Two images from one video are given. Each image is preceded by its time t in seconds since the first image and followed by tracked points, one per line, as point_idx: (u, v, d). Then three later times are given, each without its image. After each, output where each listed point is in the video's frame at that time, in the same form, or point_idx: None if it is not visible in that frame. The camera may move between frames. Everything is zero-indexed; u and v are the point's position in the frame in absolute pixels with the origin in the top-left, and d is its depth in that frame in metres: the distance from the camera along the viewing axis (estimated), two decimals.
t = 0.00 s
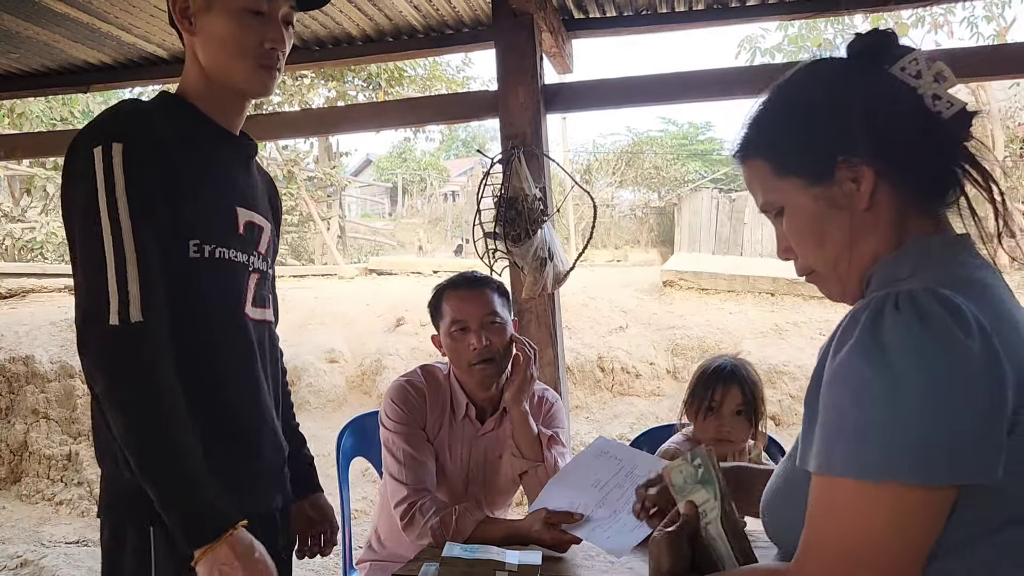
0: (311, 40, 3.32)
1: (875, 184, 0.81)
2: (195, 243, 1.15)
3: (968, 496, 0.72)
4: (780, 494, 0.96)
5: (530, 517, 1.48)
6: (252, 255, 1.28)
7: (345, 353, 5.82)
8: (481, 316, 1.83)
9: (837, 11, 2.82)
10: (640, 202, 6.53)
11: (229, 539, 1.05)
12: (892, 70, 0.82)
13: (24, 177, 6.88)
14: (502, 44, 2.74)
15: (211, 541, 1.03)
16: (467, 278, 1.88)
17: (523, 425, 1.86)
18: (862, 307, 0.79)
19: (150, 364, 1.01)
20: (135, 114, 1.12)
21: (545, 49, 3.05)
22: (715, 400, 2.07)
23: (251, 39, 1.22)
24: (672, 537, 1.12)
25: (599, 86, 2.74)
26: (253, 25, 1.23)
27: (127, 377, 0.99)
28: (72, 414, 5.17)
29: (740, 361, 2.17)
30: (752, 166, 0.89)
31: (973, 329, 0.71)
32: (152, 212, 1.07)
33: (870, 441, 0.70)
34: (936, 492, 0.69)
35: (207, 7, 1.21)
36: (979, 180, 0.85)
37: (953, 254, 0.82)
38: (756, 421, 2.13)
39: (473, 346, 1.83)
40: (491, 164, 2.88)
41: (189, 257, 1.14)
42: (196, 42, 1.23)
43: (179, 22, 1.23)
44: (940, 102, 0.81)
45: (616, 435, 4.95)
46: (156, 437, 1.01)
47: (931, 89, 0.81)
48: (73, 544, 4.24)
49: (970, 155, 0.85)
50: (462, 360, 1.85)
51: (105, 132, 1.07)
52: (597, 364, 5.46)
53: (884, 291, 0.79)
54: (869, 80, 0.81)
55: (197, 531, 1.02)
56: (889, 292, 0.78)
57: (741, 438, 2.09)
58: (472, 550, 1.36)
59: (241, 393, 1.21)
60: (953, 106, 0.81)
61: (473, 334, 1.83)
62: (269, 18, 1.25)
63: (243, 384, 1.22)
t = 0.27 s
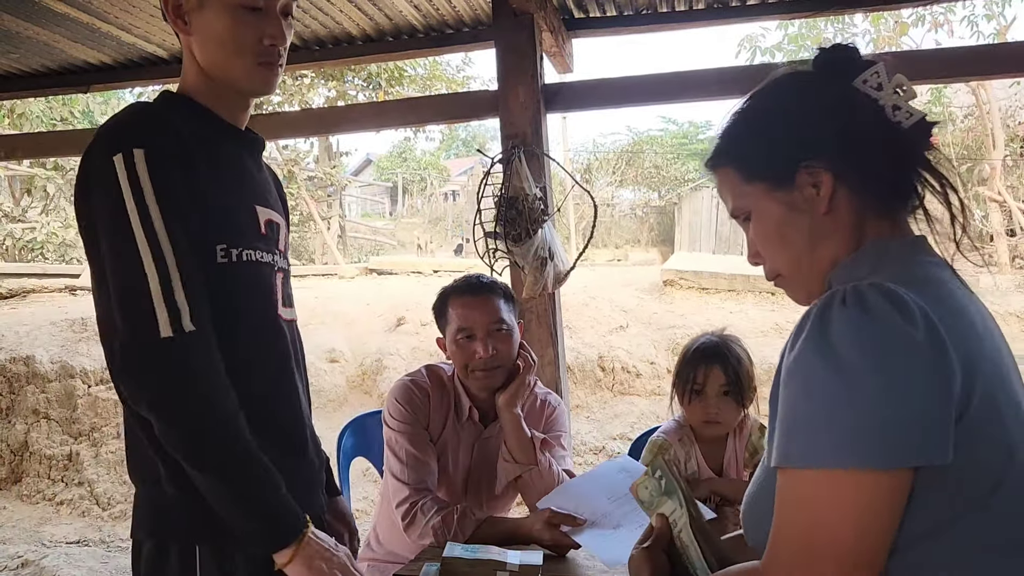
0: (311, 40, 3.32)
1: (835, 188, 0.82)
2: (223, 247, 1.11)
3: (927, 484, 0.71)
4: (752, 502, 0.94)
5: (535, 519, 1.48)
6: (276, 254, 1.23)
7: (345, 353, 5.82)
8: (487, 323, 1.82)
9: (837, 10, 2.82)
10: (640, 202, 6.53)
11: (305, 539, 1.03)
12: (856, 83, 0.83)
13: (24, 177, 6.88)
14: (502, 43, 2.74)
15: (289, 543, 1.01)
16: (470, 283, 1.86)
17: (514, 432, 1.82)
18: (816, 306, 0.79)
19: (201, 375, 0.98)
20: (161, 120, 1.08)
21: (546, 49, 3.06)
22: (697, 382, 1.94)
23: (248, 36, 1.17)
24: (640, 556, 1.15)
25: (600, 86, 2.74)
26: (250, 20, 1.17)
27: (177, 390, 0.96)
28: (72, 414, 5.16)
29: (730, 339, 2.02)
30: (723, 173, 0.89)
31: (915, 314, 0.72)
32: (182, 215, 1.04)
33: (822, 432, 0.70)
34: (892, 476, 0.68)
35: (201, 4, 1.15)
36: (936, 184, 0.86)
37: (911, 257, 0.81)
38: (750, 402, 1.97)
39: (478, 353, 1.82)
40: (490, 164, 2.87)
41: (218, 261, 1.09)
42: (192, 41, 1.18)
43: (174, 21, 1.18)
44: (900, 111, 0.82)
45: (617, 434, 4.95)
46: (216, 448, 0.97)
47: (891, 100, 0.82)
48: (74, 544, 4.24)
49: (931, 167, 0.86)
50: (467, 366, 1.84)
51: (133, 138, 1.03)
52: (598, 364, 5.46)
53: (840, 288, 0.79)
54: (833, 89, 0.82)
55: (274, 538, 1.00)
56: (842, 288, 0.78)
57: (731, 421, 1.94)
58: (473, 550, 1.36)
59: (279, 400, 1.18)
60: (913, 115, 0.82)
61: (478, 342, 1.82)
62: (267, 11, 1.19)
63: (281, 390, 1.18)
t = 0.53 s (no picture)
0: (308, 38, 3.32)
1: (793, 192, 0.81)
2: (233, 247, 1.10)
3: (864, 476, 0.72)
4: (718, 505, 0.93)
5: (532, 518, 1.48)
6: (284, 254, 1.22)
7: (343, 352, 5.81)
8: (500, 330, 1.78)
9: (834, 8, 2.82)
10: (638, 200, 6.53)
11: (314, 551, 1.03)
12: (822, 93, 0.83)
13: (21, 176, 6.86)
14: (499, 41, 2.74)
15: (298, 553, 1.01)
16: (487, 284, 1.82)
17: (517, 435, 1.81)
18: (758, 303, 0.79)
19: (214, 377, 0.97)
20: (174, 118, 1.07)
21: (543, 47, 3.05)
22: (662, 365, 1.84)
23: (258, 34, 1.13)
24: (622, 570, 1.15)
25: (598, 84, 2.74)
26: (264, 18, 1.13)
27: (192, 392, 0.95)
28: (70, 413, 5.15)
29: (701, 318, 1.91)
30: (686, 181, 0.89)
31: (846, 308, 0.72)
32: (194, 215, 1.03)
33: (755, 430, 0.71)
34: (822, 468, 0.69)
35: None
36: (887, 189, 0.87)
37: (861, 255, 0.80)
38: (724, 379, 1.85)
39: (490, 359, 1.80)
40: (488, 162, 2.87)
41: (227, 261, 1.08)
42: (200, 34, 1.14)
43: (182, 11, 1.14)
44: (860, 122, 0.83)
45: (616, 432, 4.96)
46: (228, 452, 0.97)
47: (853, 109, 0.83)
48: (72, 543, 4.24)
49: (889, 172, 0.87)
50: (478, 370, 1.83)
51: (149, 133, 1.03)
52: (596, 362, 5.46)
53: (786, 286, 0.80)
54: (794, 97, 0.83)
55: (282, 545, 0.99)
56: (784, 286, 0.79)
57: (703, 402, 1.83)
58: (471, 548, 1.35)
59: (286, 401, 1.17)
60: (872, 125, 0.83)
61: (490, 348, 1.79)
62: (282, 9, 1.15)
63: (288, 393, 1.17)
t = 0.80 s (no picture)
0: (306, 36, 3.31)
1: (760, 199, 0.87)
2: (234, 246, 1.09)
3: (836, 462, 0.77)
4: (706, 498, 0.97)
5: (524, 515, 1.48)
6: (285, 254, 1.21)
7: (341, 350, 5.80)
8: (505, 332, 1.78)
9: (832, 5, 2.82)
10: (636, 198, 6.52)
11: (312, 552, 1.04)
12: (785, 101, 0.90)
13: (17, 174, 6.84)
14: (497, 39, 2.73)
15: (297, 554, 1.01)
16: (494, 284, 1.81)
17: (518, 433, 1.81)
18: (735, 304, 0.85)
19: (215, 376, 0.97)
20: (174, 117, 1.06)
21: (540, 45, 3.05)
22: (641, 356, 1.86)
23: (268, 38, 1.13)
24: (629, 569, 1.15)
25: (595, 82, 2.73)
26: (273, 23, 1.13)
27: (193, 392, 0.95)
28: (66, 412, 5.14)
29: (681, 311, 1.93)
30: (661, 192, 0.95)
31: (810, 306, 0.78)
32: (195, 214, 1.02)
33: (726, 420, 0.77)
34: (789, 456, 0.75)
35: None
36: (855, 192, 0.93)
37: (831, 256, 0.86)
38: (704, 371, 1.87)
39: (493, 360, 1.80)
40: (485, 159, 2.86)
41: (227, 261, 1.08)
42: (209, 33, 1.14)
43: (192, 9, 1.14)
44: (823, 126, 0.90)
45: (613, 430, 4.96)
46: (228, 453, 0.97)
47: (816, 114, 0.90)
48: (69, 542, 4.23)
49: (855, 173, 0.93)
50: (482, 370, 1.83)
51: (149, 130, 1.02)
52: (594, 360, 5.46)
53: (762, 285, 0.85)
54: (763, 110, 0.89)
55: (282, 545, 0.99)
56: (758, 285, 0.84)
57: (681, 393, 1.84)
58: (468, 547, 1.35)
59: (287, 401, 1.17)
60: (835, 128, 0.90)
61: (495, 349, 1.79)
62: (292, 13, 1.15)
63: (290, 394, 1.17)
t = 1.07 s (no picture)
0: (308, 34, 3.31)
1: (751, 204, 0.88)
2: (236, 247, 1.09)
3: (836, 461, 0.77)
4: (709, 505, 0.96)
5: (529, 511, 1.49)
6: (288, 254, 1.21)
7: (342, 349, 5.79)
8: (504, 334, 1.78)
9: (834, 4, 2.82)
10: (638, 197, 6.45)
11: (314, 551, 1.03)
12: (770, 105, 0.91)
13: (19, 173, 6.85)
14: (499, 38, 2.73)
15: (299, 553, 1.01)
16: (495, 286, 1.81)
17: (518, 433, 1.81)
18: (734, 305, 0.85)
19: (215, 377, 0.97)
20: (174, 118, 1.06)
21: (543, 43, 3.05)
22: (640, 374, 1.84)
23: (270, 42, 1.12)
24: (652, 568, 1.16)
25: (596, 80, 2.73)
26: (274, 28, 1.12)
27: (193, 393, 0.95)
28: (68, 411, 5.15)
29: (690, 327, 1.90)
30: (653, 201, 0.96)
31: (808, 306, 0.78)
32: (196, 215, 1.02)
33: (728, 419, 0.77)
34: (790, 454, 0.74)
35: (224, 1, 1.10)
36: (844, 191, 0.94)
37: (827, 255, 0.86)
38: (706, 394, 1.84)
39: (492, 361, 1.80)
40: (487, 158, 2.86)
41: (229, 261, 1.08)
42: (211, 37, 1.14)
43: (194, 12, 1.13)
44: (810, 125, 0.90)
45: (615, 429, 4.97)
46: (229, 454, 0.96)
47: (802, 115, 0.90)
48: (71, 540, 4.24)
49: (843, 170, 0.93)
50: (481, 371, 1.83)
51: (150, 131, 1.02)
52: (595, 359, 5.46)
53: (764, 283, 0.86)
54: (751, 116, 0.90)
55: (285, 545, 0.99)
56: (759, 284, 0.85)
57: (679, 416, 1.83)
58: (471, 545, 1.34)
59: (291, 403, 1.16)
60: (821, 128, 0.90)
61: (494, 351, 1.79)
62: (293, 18, 1.13)
63: (293, 395, 1.17)
